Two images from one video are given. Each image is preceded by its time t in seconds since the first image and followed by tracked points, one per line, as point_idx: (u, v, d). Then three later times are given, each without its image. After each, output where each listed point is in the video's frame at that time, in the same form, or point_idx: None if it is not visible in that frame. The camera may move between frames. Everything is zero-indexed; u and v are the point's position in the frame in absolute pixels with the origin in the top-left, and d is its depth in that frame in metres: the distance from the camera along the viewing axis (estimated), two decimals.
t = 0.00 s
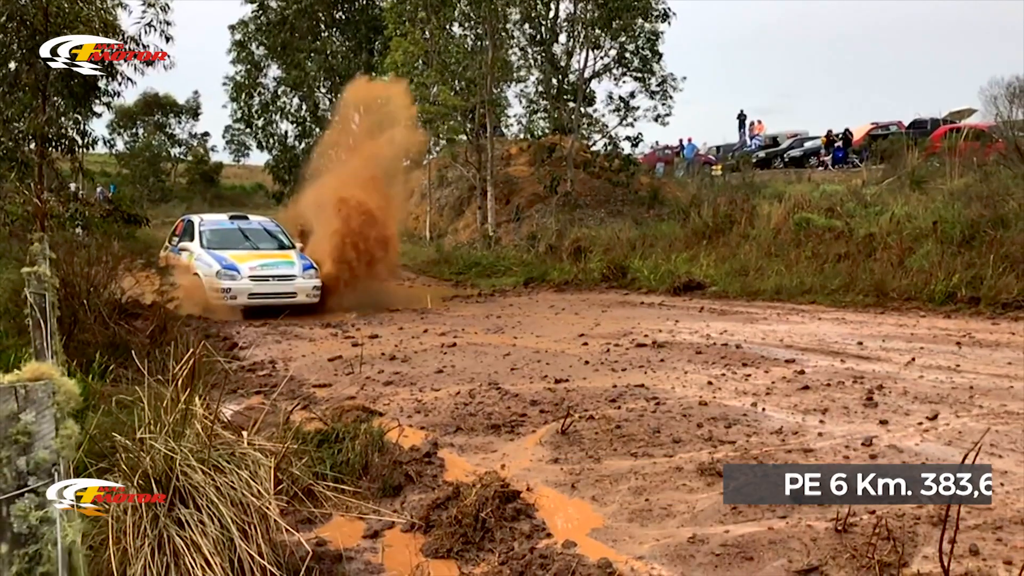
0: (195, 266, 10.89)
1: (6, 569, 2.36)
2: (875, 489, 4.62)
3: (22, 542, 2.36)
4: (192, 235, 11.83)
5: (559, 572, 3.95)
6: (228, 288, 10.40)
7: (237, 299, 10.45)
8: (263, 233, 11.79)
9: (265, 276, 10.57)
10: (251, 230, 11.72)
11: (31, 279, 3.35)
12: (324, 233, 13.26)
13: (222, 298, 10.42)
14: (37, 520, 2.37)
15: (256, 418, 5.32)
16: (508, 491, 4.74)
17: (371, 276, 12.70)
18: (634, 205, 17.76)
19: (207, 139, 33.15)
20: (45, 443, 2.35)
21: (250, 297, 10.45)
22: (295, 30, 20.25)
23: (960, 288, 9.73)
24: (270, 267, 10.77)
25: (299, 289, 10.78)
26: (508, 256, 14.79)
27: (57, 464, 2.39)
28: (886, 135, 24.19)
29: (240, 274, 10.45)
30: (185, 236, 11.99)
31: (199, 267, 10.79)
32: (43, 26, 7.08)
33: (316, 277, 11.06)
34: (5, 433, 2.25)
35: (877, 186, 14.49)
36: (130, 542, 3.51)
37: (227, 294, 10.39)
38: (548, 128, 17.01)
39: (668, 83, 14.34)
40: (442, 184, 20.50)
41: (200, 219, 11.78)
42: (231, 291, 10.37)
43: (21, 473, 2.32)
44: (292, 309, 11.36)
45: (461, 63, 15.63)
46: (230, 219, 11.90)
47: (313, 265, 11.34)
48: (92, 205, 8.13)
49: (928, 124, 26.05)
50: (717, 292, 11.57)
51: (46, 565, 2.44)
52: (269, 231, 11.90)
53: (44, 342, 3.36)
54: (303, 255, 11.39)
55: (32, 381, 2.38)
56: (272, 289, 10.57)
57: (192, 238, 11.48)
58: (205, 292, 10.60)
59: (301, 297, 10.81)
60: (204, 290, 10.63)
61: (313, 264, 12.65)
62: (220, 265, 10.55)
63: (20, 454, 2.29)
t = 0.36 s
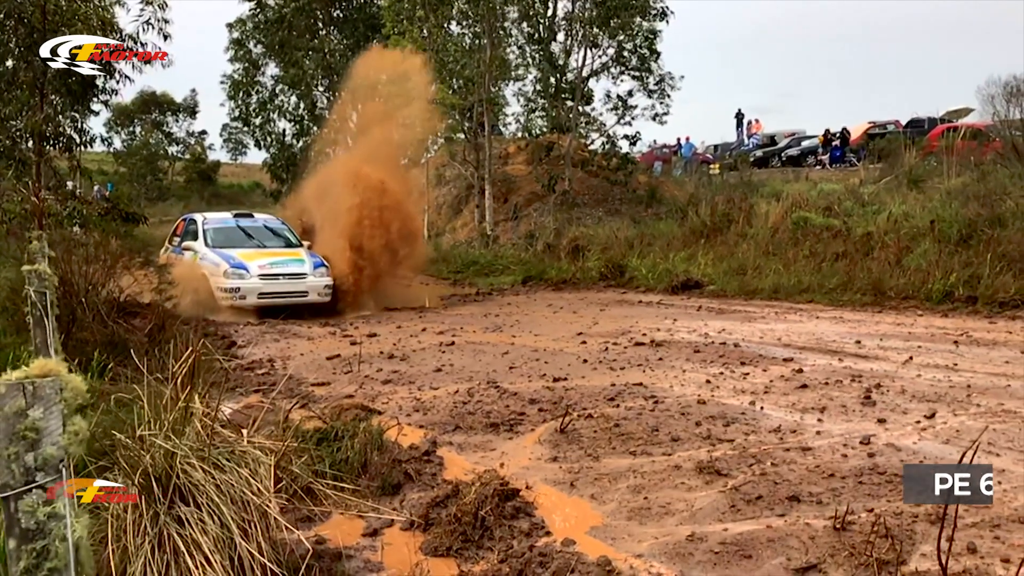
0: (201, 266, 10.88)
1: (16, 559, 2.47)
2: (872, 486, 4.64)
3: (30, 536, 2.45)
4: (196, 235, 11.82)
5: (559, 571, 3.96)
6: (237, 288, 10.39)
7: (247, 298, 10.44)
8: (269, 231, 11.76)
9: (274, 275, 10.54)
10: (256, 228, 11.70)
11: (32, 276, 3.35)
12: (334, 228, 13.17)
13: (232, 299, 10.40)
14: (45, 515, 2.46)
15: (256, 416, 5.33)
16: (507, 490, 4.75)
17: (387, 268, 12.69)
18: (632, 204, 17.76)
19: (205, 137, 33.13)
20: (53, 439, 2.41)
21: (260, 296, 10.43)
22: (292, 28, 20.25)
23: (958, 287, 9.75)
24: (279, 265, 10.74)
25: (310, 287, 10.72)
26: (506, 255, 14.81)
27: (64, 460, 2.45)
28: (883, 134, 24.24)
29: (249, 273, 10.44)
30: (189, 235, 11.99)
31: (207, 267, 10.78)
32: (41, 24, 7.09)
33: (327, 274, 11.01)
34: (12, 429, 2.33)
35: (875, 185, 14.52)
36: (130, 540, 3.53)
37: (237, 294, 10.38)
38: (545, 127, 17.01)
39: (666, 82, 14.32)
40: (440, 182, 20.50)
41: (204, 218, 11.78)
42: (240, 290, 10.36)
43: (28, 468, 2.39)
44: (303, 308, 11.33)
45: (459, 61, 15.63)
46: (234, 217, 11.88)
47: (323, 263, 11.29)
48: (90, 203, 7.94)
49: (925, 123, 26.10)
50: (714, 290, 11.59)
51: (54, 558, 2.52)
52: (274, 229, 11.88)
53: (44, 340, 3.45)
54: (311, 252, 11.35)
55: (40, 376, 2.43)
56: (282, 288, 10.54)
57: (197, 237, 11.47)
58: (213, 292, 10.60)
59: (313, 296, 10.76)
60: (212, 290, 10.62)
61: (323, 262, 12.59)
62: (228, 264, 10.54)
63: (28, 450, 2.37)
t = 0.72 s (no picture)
0: (209, 267, 10.82)
1: (24, 557, 2.63)
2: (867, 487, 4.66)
3: (37, 533, 2.61)
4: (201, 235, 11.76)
5: (557, 571, 3.97)
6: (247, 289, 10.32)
7: (257, 299, 10.37)
8: (277, 231, 11.70)
9: (285, 275, 10.48)
10: (263, 228, 11.64)
11: (32, 275, 3.37)
12: (345, 230, 13.27)
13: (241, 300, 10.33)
14: (52, 513, 2.62)
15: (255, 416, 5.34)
16: (505, 490, 4.76)
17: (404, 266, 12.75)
18: (629, 206, 17.78)
19: (203, 138, 33.10)
20: (59, 437, 2.58)
21: (270, 298, 10.36)
22: (291, 29, 20.28)
23: (954, 290, 9.78)
24: (289, 265, 10.68)
25: (321, 288, 10.66)
26: (504, 256, 14.83)
27: (70, 458, 2.61)
28: (881, 137, 24.29)
29: (259, 274, 10.37)
30: (194, 236, 11.92)
31: (215, 268, 10.71)
32: (40, 24, 7.09)
33: (339, 274, 10.93)
34: (21, 427, 2.50)
35: (872, 187, 14.55)
36: (129, 539, 3.53)
37: (247, 295, 10.32)
38: (544, 129, 16.98)
39: (664, 84, 14.33)
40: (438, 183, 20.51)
41: (207, 218, 11.72)
42: (250, 291, 10.29)
43: (36, 466, 2.57)
44: (313, 309, 11.27)
45: (458, 63, 15.67)
46: (240, 217, 11.80)
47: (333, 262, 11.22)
48: (88, 203, 7.84)
49: (923, 126, 26.15)
50: (712, 292, 11.61)
51: (60, 555, 2.68)
52: (280, 228, 11.82)
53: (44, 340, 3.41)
54: (322, 252, 11.29)
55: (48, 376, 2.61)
56: (293, 289, 10.47)
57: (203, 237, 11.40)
58: (222, 293, 10.52)
59: (324, 297, 10.69)
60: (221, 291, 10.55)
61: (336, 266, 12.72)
62: (237, 265, 10.47)
63: (35, 447, 2.54)
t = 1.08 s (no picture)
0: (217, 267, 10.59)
1: (30, 555, 2.72)
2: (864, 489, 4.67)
3: (43, 531, 2.72)
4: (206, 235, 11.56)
5: (555, 572, 3.98)
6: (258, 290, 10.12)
7: (269, 300, 10.17)
8: (285, 231, 11.50)
9: (298, 276, 10.28)
10: (271, 227, 11.45)
11: (32, 275, 3.37)
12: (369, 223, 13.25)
13: (252, 302, 10.14)
14: (58, 510, 2.73)
15: (253, 417, 5.33)
16: (503, 491, 4.76)
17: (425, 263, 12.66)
18: (627, 207, 17.80)
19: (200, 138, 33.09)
20: (66, 435, 2.70)
21: (282, 299, 10.17)
22: (289, 30, 20.27)
23: (951, 292, 9.81)
24: (301, 265, 10.48)
25: (335, 289, 10.49)
26: (501, 258, 14.83)
27: (76, 455, 2.73)
28: (878, 140, 24.37)
29: (272, 274, 10.17)
30: (198, 236, 11.74)
31: (224, 268, 10.48)
32: (37, 24, 7.09)
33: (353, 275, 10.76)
34: (28, 425, 2.62)
35: (869, 190, 14.58)
36: (128, 540, 3.52)
37: (259, 296, 10.12)
38: (542, 131, 16.90)
39: (662, 86, 14.32)
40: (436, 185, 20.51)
41: (213, 216, 11.51)
42: (261, 292, 10.09)
43: (43, 464, 2.70)
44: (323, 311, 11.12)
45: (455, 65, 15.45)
46: (246, 216, 11.62)
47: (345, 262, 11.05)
48: (85, 203, 7.87)
49: (920, 129, 26.22)
50: (709, 294, 11.63)
51: (66, 553, 2.79)
52: (288, 228, 11.65)
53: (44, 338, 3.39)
54: (333, 251, 11.10)
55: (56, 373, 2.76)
56: (306, 291, 10.28)
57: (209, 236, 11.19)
58: (231, 293, 10.30)
59: (337, 299, 10.53)
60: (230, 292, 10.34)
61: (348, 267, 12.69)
62: (247, 264, 10.24)
63: (42, 444, 2.67)
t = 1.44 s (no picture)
0: (228, 267, 10.46)
1: (39, 549, 2.66)
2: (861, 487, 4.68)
3: (52, 526, 2.63)
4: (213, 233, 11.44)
5: (554, 569, 3.99)
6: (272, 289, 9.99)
7: (283, 300, 10.03)
8: (296, 229, 11.38)
9: (313, 274, 10.14)
10: (281, 225, 11.32)
11: (32, 273, 3.36)
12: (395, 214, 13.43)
13: (266, 302, 10.00)
14: (67, 506, 2.63)
15: (251, 415, 5.34)
16: (502, 489, 4.78)
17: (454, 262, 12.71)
18: (624, 206, 17.83)
19: (196, 136, 33.04)
20: (75, 431, 2.59)
21: (297, 299, 10.04)
22: (286, 28, 20.14)
23: (948, 292, 9.83)
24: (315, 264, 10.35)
25: (351, 288, 10.35)
26: (498, 256, 14.84)
27: (84, 451, 2.62)
28: (875, 139, 24.40)
29: (287, 273, 10.03)
30: (204, 234, 11.61)
31: (235, 267, 10.34)
32: (35, 21, 7.11)
33: (369, 273, 10.63)
34: (37, 421, 2.52)
35: (867, 189, 14.60)
36: (128, 537, 3.51)
37: (273, 296, 9.98)
38: (539, 130, 16.71)
39: (660, 85, 14.29)
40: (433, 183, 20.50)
41: (220, 214, 11.42)
42: (275, 292, 9.96)
43: (51, 459, 2.58)
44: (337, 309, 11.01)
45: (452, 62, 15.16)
46: (254, 213, 11.50)
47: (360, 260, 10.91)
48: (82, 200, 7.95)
49: (916, 129, 26.27)
50: (707, 293, 11.65)
51: (74, 548, 2.69)
52: (298, 225, 11.54)
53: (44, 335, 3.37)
54: (348, 249, 10.97)
55: (64, 370, 2.63)
56: (321, 289, 10.14)
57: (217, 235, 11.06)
58: (244, 293, 10.17)
59: (354, 298, 10.39)
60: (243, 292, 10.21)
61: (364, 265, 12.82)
62: (260, 263, 10.11)
63: (50, 441, 2.55)
